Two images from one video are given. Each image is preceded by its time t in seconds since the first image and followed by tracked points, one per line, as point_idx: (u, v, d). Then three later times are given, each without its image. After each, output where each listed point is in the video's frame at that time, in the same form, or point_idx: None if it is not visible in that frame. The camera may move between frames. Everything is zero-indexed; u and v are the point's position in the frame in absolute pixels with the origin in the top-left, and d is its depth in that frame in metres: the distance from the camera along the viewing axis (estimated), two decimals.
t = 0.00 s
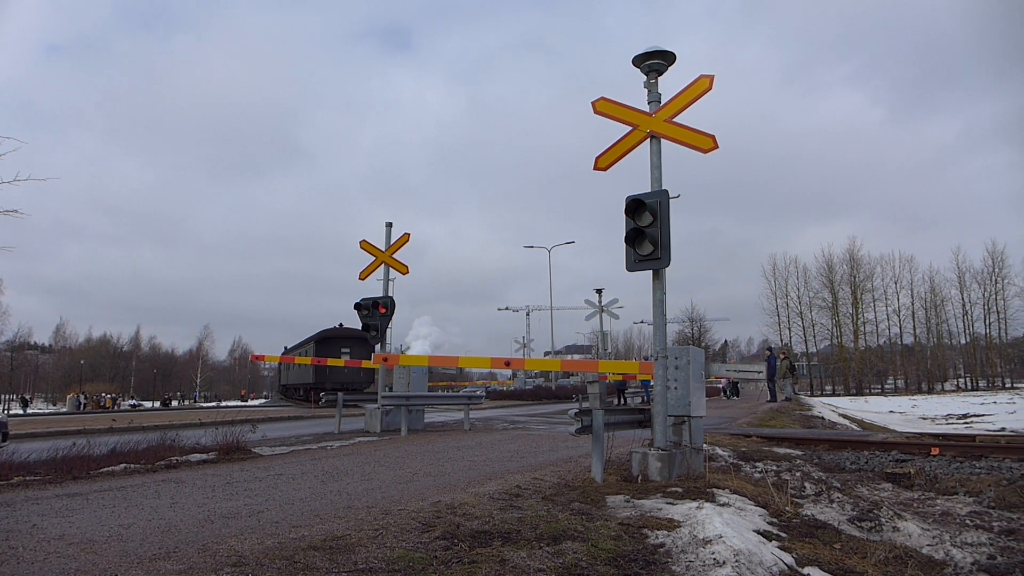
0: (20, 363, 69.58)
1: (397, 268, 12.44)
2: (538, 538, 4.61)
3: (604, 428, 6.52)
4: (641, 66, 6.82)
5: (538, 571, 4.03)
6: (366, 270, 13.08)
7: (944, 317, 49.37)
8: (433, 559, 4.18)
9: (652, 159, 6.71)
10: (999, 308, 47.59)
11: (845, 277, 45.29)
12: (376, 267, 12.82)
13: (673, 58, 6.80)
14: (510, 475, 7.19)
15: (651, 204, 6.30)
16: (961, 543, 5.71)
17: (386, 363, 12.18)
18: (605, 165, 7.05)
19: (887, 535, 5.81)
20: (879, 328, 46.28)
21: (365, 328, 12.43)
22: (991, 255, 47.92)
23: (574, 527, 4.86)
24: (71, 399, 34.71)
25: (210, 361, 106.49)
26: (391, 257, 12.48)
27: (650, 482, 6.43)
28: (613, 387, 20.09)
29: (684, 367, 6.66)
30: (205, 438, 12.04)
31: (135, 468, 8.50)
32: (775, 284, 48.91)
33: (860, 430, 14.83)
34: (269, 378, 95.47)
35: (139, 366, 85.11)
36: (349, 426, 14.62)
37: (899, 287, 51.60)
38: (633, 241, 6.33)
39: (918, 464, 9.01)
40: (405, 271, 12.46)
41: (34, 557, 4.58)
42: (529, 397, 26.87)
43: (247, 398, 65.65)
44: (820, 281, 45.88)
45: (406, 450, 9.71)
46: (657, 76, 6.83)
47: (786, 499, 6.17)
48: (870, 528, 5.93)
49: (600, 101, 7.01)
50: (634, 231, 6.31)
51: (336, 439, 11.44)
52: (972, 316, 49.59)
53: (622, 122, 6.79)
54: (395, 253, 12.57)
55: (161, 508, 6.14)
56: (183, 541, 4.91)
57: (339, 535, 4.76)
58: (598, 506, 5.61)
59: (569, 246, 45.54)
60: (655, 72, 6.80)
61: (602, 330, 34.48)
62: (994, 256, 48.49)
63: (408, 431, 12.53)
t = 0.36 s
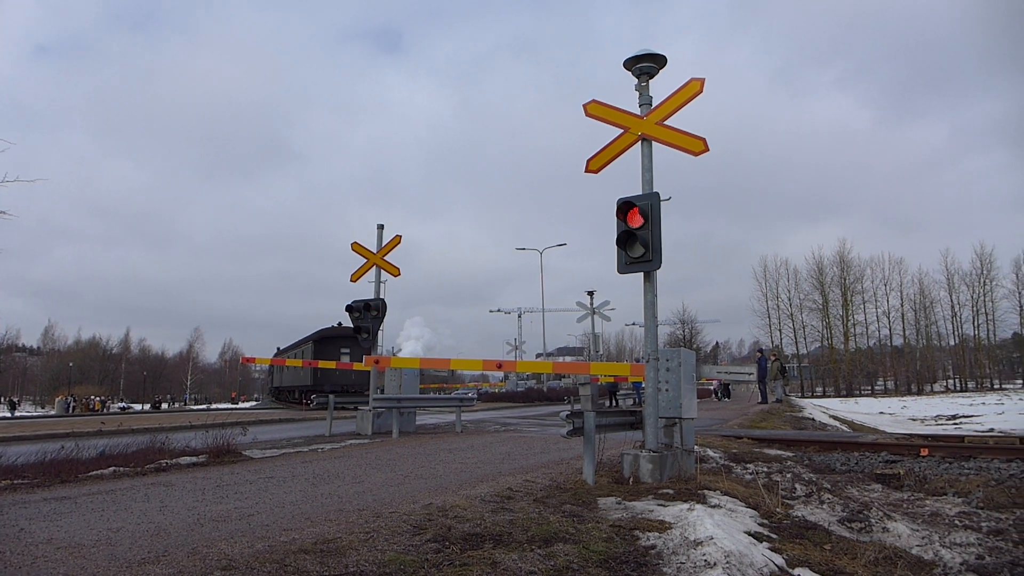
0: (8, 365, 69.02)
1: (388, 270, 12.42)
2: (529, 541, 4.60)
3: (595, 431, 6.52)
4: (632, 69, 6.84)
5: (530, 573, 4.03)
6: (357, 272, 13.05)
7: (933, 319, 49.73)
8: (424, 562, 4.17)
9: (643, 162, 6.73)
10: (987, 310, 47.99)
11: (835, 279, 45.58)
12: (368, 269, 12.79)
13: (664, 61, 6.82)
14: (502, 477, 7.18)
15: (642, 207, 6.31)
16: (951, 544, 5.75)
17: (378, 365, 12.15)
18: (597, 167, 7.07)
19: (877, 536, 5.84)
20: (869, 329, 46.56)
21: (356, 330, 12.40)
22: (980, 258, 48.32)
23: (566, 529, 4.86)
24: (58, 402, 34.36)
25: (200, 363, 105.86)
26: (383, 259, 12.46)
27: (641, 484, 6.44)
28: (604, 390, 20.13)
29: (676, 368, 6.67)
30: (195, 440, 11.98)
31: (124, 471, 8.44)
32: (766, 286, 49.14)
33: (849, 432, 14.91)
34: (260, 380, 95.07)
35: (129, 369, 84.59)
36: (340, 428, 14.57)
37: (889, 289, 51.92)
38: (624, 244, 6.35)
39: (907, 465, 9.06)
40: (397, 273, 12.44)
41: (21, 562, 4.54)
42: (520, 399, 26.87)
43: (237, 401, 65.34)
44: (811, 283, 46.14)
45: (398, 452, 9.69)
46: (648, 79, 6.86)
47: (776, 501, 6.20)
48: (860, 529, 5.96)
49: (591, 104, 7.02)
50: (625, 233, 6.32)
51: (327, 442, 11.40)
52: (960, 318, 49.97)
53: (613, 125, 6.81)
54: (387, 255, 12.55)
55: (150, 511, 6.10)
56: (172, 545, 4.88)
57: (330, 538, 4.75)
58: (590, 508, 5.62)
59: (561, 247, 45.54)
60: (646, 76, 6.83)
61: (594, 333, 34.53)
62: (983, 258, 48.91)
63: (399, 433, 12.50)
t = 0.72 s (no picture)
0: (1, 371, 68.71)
1: (383, 274, 12.40)
2: (525, 544, 4.60)
3: (591, 433, 6.52)
4: (626, 72, 6.86)
5: None
6: (352, 276, 13.03)
7: (927, 320, 49.91)
8: (419, 566, 4.16)
9: (637, 165, 6.75)
10: (981, 311, 48.19)
11: (830, 281, 45.72)
12: (362, 273, 12.78)
13: (658, 64, 6.84)
14: (498, 481, 7.18)
15: (636, 209, 6.33)
16: (945, 544, 5.77)
17: (373, 369, 12.12)
18: (591, 170, 7.08)
19: (872, 537, 5.86)
20: (863, 331, 46.71)
21: (351, 334, 12.37)
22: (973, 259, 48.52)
23: (561, 532, 4.86)
24: (52, 407, 34.06)
25: (195, 368, 105.41)
26: (377, 262, 12.45)
27: (637, 486, 6.44)
28: (600, 392, 20.15)
29: (670, 371, 6.68)
30: (189, 446, 11.91)
31: (118, 477, 8.40)
32: (760, 288, 49.27)
33: (844, 433, 14.94)
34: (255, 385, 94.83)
35: (123, 374, 84.28)
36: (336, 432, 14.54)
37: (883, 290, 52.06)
38: (619, 246, 6.36)
39: (902, 466, 9.10)
40: (391, 277, 12.42)
41: (15, 569, 4.52)
42: (516, 403, 26.86)
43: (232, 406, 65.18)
44: (805, 285, 46.28)
45: (394, 456, 9.67)
46: (642, 82, 6.88)
47: (772, 502, 6.21)
48: (855, 530, 5.97)
49: (585, 107, 7.04)
50: (619, 236, 6.33)
51: (322, 446, 11.37)
52: (954, 319, 50.16)
53: (607, 128, 6.82)
54: (381, 258, 12.54)
55: (144, 517, 6.07)
56: (166, 551, 4.87)
57: (325, 542, 4.73)
58: (585, 510, 5.62)
59: (556, 250, 45.54)
60: (639, 79, 6.85)
61: (590, 336, 34.52)
62: (976, 259, 49.12)
63: (394, 436, 12.47)
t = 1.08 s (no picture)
0: None
1: (376, 275, 12.39)
2: (517, 545, 4.60)
3: (583, 434, 6.53)
4: (619, 73, 6.88)
5: None
6: (344, 276, 13.01)
7: (918, 321, 50.19)
8: (410, 567, 4.15)
9: (629, 166, 6.76)
10: (971, 312, 48.48)
11: (821, 282, 45.92)
12: (355, 273, 12.75)
13: (650, 65, 6.86)
14: (490, 482, 7.16)
15: (628, 211, 6.35)
16: (935, 544, 5.80)
17: (365, 369, 12.09)
18: (583, 171, 7.09)
19: (863, 537, 5.89)
20: (855, 332, 46.95)
21: (343, 334, 12.35)
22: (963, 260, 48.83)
23: (553, 533, 4.87)
24: (41, 408, 33.68)
25: (186, 368, 104.91)
26: (370, 263, 12.43)
27: (629, 487, 6.46)
28: (592, 393, 20.19)
29: (663, 372, 6.69)
30: (180, 447, 11.85)
31: (108, 478, 8.35)
32: (752, 289, 49.47)
33: (836, 433, 15.02)
34: (248, 386, 94.51)
35: (114, 375, 83.85)
36: (328, 433, 14.51)
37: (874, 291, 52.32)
38: (611, 247, 6.37)
39: (892, 466, 9.15)
40: (383, 277, 12.41)
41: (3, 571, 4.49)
42: (509, 403, 26.88)
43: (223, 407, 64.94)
44: (797, 286, 46.50)
45: (386, 457, 9.65)
46: (634, 84, 6.89)
47: (763, 502, 6.23)
48: (846, 530, 6.00)
49: (578, 108, 7.05)
50: (612, 237, 6.34)
51: (314, 447, 11.33)
52: (944, 320, 50.46)
53: (600, 129, 6.83)
54: (374, 259, 12.52)
55: (135, 518, 6.04)
56: (157, 553, 4.85)
57: (316, 544, 4.72)
58: (577, 511, 5.63)
59: (548, 251, 45.57)
60: (632, 80, 6.86)
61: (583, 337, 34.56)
62: (966, 261, 49.43)
63: (387, 437, 12.45)
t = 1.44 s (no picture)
0: None
1: (366, 277, 12.36)
2: (507, 547, 4.60)
3: (574, 436, 6.53)
4: (609, 75, 6.89)
5: None
6: (335, 278, 12.97)
7: (907, 322, 50.52)
8: (400, 570, 4.14)
9: (620, 168, 6.78)
10: (959, 314, 48.85)
11: (811, 284, 46.19)
12: (345, 276, 12.71)
13: (640, 68, 6.87)
14: (480, 484, 7.14)
15: (619, 212, 6.36)
16: (924, 544, 5.83)
17: (356, 372, 12.05)
18: (574, 173, 7.10)
19: (852, 537, 5.91)
20: (844, 333, 47.22)
21: (334, 337, 12.30)
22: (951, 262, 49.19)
23: (544, 535, 4.86)
24: (30, 412, 33.27)
25: (176, 371, 104.26)
26: (361, 265, 12.40)
27: (620, 488, 6.46)
28: (583, 395, 20.20)
29: (653, 373, 6.69)
30: (169, 450, 11.78)
31: (96, 482, 8.29)
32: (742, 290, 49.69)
33: (825, 434, 15.11)
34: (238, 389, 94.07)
35: (103, 378, 83.24)
36: (318, 436, 14.46)
37: (864, 292, 52.63)
38: (601, 249, 6.37)
39: (881, 467, 9.20)
40: (374, 280, 12.38)
41: None
42: (500, 405, 26.85)
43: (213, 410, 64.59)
44: (787, 288, 46.74)
45: (377, 460, 9.61)
46: (625, 86, 6.91)
47: (754, 504, 6.24)
48: (835, 531, 6.03)
49: (568, 110, 7.05)
50: (602, 239, 6.35)
51: (305, 450, 11.27)
52: (933, 321, 50.80)
53: (590, 131, 6.84)
54: (364, 261, 12.49)
55: (122, 522, 6.00)
56: (145, 557, 4.81)
57: (306, 547, 4.69)
58: (568, 513, 5.63)
59: (540, 253, 45.64)
60: (622, 82, 6.87)
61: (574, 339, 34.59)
62: (954, 262, 49.81)
63: (377, 440, 12.41)
